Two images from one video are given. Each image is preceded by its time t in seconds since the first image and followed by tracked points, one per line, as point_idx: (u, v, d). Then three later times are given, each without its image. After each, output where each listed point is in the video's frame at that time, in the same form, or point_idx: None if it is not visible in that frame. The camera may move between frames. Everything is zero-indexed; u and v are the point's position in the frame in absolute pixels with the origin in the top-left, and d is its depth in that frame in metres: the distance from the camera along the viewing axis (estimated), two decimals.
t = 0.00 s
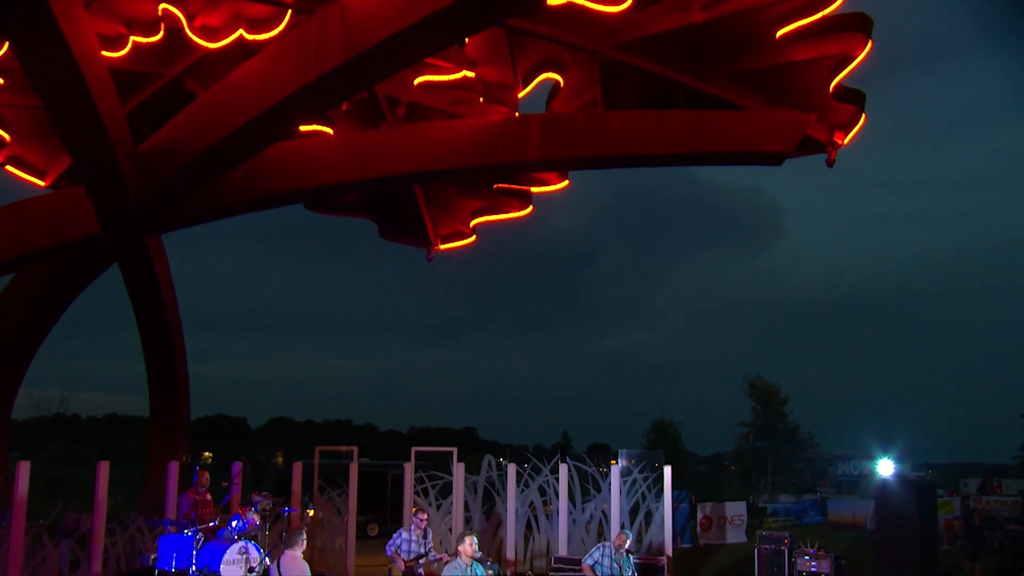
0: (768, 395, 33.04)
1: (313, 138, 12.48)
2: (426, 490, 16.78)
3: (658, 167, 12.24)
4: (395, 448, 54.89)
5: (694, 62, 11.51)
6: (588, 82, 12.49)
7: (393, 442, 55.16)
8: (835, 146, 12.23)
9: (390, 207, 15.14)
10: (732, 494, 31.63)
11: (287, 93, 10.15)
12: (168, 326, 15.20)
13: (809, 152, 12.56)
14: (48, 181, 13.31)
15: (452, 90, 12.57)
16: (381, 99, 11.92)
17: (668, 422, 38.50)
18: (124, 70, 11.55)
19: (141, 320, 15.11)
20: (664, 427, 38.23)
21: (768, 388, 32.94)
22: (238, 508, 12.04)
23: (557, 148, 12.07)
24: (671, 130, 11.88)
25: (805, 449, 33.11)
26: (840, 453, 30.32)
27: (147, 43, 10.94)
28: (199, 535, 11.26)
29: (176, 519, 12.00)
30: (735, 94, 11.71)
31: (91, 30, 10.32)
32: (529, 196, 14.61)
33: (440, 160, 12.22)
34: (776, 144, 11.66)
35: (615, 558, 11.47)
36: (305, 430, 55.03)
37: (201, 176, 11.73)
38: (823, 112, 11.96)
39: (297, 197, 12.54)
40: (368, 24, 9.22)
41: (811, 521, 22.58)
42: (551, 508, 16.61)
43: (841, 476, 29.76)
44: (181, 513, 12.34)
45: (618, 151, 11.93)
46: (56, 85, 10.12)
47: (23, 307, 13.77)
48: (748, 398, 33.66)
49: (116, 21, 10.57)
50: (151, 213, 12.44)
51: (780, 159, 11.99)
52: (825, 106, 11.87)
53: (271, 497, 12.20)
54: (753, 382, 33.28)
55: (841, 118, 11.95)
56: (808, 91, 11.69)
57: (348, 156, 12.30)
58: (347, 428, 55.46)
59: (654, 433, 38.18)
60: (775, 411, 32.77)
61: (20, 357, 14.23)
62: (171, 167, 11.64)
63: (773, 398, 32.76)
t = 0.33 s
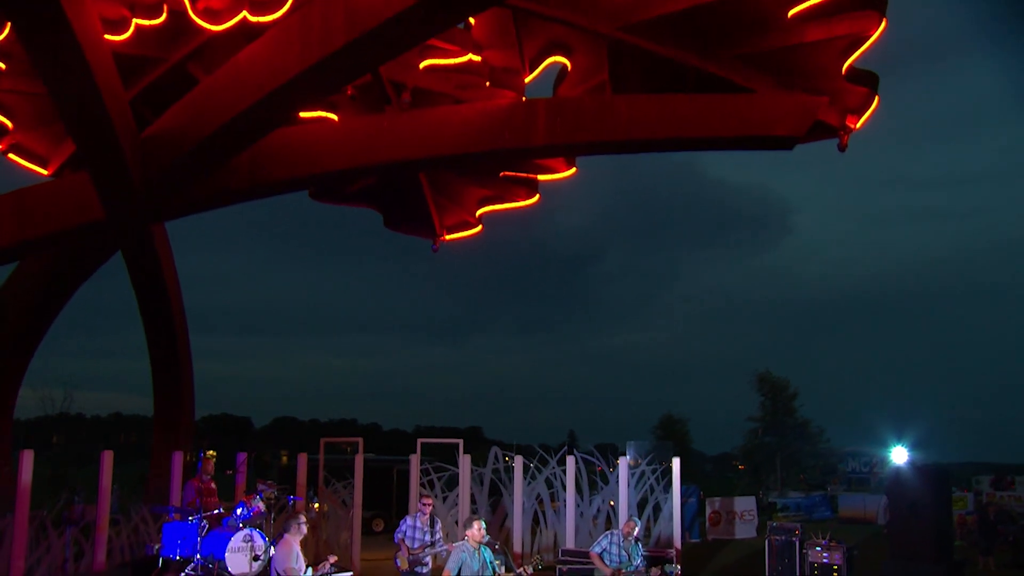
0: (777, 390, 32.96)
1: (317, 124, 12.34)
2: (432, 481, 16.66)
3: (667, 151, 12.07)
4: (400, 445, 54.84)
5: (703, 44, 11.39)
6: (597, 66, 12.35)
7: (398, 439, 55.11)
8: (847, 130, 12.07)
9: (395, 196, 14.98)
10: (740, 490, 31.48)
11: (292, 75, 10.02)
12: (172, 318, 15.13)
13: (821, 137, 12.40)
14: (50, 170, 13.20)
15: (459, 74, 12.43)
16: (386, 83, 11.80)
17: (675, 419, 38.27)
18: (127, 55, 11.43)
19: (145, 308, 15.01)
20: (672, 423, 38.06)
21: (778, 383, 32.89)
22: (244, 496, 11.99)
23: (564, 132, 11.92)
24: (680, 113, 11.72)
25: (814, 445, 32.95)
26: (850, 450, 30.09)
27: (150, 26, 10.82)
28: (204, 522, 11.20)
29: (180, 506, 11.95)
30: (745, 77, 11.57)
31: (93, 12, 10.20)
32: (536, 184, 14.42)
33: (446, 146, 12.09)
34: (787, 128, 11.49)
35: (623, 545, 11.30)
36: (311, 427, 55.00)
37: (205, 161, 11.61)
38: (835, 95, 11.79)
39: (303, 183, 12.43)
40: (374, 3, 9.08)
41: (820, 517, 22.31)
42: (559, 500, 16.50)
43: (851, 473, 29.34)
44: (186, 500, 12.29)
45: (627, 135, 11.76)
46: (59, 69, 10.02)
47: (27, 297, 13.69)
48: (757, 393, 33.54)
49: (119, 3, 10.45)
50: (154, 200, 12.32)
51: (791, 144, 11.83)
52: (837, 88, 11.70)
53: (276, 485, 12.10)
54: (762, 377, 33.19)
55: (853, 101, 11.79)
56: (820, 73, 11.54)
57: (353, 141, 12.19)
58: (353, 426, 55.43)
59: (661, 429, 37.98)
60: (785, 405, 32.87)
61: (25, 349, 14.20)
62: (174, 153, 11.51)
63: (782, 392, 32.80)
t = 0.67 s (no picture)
0: (788, 384, 32.65)
1: (321, 108, 12.17)
2: (438, 474, 16.47)
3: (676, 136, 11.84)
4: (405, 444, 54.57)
5: (714, 23, 11.20)
6: (606, 48, 12.15)
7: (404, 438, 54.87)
8: (861, 112, 11.73)
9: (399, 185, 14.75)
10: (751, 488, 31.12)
11: (295, 55, 9.85)
12: (175, 308, 15.02)
13: (835, 120, 12.11)
14: (51, 158, 13.03)
15: (465, 57, 12.24)
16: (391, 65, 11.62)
17: (684, 416, 37.87)
18: (128, 37, 11.29)
19: (148, 298, 14.87)
20: (681, 420, 37.71)
21: (789, 377, 32.56)
22: (248, 484, 11.86)
23: (573, 115, 11.68)
24: (691, 95, 11.48)
25: (825, 441, 32.57)
26: (862, 447, 29.69)
27: (151, 8, 10.68)
28: (208, 509, 11.20)
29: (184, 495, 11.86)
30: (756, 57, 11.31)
31: None
32: (543, 171, 14.19)
33: (452, 129, 11.89)
34: (800, 110, 11.24)
35: (633, 533, 11.07)
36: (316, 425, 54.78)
37: (208, 146, 11.44)
38: (849, 76, 11.49)
39: (307, 169, 12.26)
40: None
41: (831, 513, 21.84)
42: (567, 494, 16.28)
43: (863, 471, 28.79)
44: (189, 488, 12.19)
45: (636, 117, 11.53)
46: (59, 51, 9.87)
47: (27, 286, 13.58)
48: (767, 388, 33.23)
49: None
50: (156, 188, 12.15)
51: (804, 127, 11.57)
52: (851, 69, 11.43)
53: (281, 475, 11.97)
54: (772, 372, 32.84)
55: (868, 82, 11.49)
56: (832, 53, 11.31)
57: (358, 126, 12.01)
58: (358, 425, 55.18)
59: (669, 426, 37.61)
60: (795, 400, 32.62)
61: (25, 342, 14.10)
62: (176, 137, 11.34)
63: (794, 386, 32.50)
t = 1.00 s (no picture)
0: (800, 377, 32.26)
1: (324, 89, 11.94)
2: (444, 465, 16.25)
3: (688, 115, 11.55)
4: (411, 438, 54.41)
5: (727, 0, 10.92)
6: (615, 26, 11.89)
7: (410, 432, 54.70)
8: (878, 92, 11.51)
9: (404, 172, 14.49)
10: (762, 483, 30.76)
11: (299, 31, 9.64)
12: (175, 290, 14.85)
13: (850, 100, 11.87)
14: (50, 143, 12.99)
15: (472, 36, 12.01)
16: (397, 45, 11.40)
17: (693, 410, 37.49)
18: (128, 16, 11.10)
19: (150, 282, 14.72)
20: (690, 414, 37.34)
21: (800, 370, 32.15)
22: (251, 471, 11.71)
23: (582, 95, 11.41)
24: (703, 74, 11.20)
25: (838, 435, 32.20)
26: (876, 443, 29.22)
27: None
28: (211, 496, 11.12)
29: (187, 481, 11.75)
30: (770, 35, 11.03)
31: None
32: (552, 155, 13.94)
33: (459, 110, 11.66)
34: (815, 89, 10.96)
35: (643, 520, 10.83)
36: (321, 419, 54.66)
37: (212, 126, 11.25)
38: (866, 54, 11.22)
39: (311, 151, 12.05)
40: None
41: (845, 506, 21.50)
42: (575, 485, 16.06)
43: (877, 466, 28.40)
44: (192, 476, 12.03)
45: (648, 96, 11.25)
46: (58, 28, 9.67)
47: (29, 272, 13.44)
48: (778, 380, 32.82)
49: None
50: (160, 171, 11.96)
51: (819, 106, 11.29)
52: (867, 47, 11.14)
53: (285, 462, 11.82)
54: (784, 364, 32.42)
55: (884, 60, 11.23)
56: (848, 30, 11.02)
57: (363, 106, 11.79)
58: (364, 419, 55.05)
59: (679, 419, 37.28)
60: (807, 394, 32.23)
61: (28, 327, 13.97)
62: (177, 118, 11.14)
63: (805, 379, 32.11)
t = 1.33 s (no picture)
0: (813, 367, 31.83)
1: (327, 65, 11.68)
2: (450, 452, 16.01)
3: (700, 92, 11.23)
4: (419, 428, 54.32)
5: None
6: None
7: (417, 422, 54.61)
8: (897, 66, 11.13)
9: (409, 154, 14.19)
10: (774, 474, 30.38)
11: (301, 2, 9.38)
12: (175, 274, 14.66)
13: (868, 75, 11.49)
14: (48, 122, 12.73)
15: (478, 10, 11.71)
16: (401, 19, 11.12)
17: (703, 401, 37.10)
18: None
19: (150, 265, 14.53)
20: (700, 405, 36.96)
21: (814, 360, 31.72)
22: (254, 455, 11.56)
23: (591, 70, 11.09)
24: (716, 47, 10.85)
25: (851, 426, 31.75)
26: (891, 435, 28.74)
27: None
28: (214, 478, 11.01)
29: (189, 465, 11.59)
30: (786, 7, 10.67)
31: None
32: (560, 135, 13.66)
33: (465, 87, 11.38)
34: (832, 62, 10.59)
35: (655, 504, 10.55)
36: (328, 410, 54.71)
37: (212, 103, 11.00)
38: (885, 26, 10.85)
39: (313, 129, 11.80)
40: None
41: (859, 498, 21.14)
42: (583, 473, 15.79)
43: (891, 459, 27.99)
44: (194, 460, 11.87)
45: (660, 70, 10.92)
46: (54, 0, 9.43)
47: (27, 255, 13.26)
48: (791, 370, 32.39)
49: None
50: (159, 149, 11.73)
51: (837, 80, 10.92)
52: (887, 19, 10.76)
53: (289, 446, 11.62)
54: (796, 354, 31.96)
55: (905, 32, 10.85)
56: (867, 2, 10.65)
57: (366, 83, 11.53)
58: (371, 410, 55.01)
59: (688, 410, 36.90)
60: (820, 384, 31.82)
61: (28, 311, 13.81)
62: (177, 94, 10.90)
63: (819, 369, 31.67)
